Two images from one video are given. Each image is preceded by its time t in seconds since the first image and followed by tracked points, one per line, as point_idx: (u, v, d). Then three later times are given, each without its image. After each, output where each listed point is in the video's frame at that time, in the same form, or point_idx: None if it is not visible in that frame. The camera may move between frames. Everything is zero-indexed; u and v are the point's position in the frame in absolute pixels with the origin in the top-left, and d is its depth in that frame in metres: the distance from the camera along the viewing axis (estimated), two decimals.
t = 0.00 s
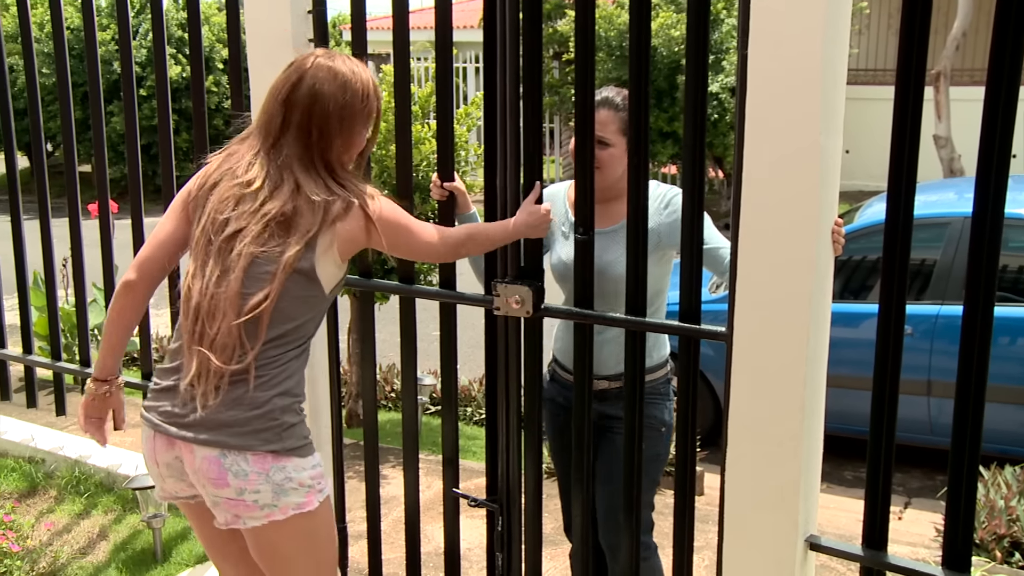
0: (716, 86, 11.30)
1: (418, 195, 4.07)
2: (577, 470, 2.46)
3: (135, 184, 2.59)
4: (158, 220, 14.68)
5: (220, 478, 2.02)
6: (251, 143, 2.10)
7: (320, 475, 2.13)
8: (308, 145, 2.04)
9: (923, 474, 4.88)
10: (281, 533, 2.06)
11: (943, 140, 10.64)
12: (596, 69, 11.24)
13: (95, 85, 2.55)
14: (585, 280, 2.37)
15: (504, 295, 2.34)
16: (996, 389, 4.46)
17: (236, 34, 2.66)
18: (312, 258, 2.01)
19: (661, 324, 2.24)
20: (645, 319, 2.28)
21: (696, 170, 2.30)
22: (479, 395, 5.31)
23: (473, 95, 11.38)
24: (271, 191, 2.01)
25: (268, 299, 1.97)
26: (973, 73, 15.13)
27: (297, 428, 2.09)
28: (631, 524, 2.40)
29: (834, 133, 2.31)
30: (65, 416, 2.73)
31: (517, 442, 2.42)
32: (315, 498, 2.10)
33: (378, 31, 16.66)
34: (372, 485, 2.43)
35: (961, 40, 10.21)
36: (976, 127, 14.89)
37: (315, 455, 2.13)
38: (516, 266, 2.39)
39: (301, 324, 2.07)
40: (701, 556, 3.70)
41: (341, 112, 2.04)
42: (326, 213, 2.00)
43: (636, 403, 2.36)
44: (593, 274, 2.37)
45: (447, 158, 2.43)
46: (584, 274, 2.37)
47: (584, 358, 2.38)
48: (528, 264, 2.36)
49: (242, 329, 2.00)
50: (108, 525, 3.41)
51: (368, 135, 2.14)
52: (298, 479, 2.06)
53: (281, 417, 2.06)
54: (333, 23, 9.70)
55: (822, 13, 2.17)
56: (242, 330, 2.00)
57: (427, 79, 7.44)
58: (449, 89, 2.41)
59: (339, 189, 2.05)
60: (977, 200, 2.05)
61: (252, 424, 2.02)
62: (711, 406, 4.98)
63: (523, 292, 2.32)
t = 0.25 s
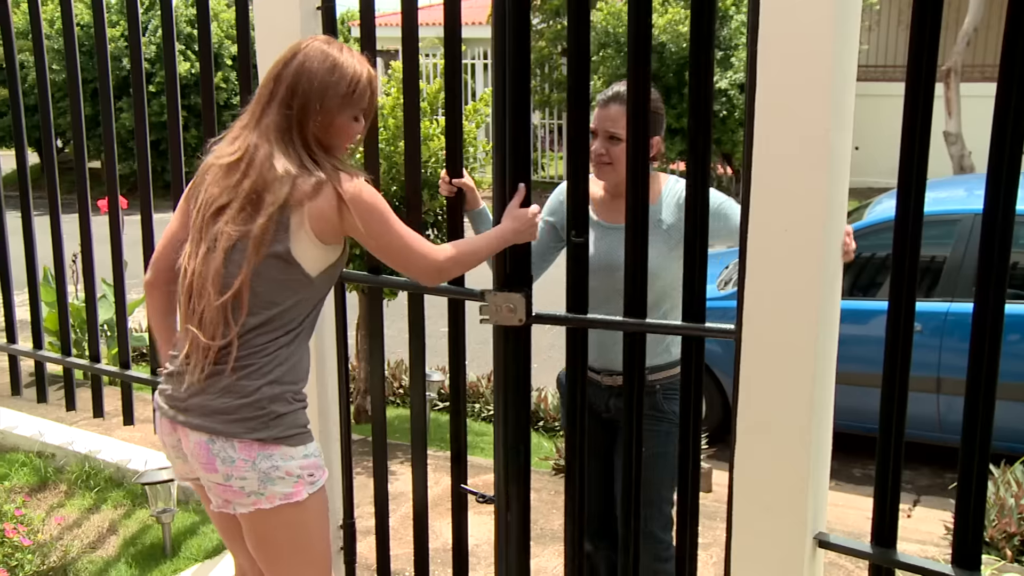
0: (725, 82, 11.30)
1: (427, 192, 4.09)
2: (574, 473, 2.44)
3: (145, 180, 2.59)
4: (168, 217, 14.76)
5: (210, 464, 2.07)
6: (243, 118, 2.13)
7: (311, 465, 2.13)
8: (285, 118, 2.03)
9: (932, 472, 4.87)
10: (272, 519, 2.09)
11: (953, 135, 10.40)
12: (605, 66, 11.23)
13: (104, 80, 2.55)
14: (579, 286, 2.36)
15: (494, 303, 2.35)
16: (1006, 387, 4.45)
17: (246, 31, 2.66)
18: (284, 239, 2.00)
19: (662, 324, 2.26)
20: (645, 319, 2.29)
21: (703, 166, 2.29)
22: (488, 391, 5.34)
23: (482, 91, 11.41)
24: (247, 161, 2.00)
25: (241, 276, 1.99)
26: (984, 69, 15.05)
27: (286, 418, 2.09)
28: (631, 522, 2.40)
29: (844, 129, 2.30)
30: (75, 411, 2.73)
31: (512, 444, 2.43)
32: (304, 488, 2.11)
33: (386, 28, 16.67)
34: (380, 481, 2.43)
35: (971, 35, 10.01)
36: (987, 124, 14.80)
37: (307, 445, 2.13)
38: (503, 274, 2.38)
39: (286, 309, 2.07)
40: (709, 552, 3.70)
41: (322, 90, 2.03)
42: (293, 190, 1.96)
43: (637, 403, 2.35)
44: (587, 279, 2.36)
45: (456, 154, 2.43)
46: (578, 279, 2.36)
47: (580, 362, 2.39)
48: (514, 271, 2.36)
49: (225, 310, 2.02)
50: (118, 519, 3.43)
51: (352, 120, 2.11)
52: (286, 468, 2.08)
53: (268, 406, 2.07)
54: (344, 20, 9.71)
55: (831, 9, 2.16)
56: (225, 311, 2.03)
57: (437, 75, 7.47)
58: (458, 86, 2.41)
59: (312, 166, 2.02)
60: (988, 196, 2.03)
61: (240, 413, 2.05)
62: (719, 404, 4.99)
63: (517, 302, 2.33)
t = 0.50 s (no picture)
0: (734, 80, 11.30)
1: (435, 190, 4.09)
2: (572, 492, 2.34)
3: (154, 178, 2.60)
4: (176, 215, 14.83)
5: (229, 447, 2.18)
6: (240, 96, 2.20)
7: (326, 451, 2.19)
8: (259, 97, 2.06)
9: (942, 472, 4.85)
10: (288, 503, 2.17)
11: (962, 133, 10.27)
12: (613, 64, 11.23)
13: (115, 78, 2.56)
14: (577, 295, 2.26)
15: (498, 325, 2.18)
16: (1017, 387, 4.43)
17: (255, 29, 2.67)
18: (260, 224, 2.07)
19: (664, 330, 2.26)
20: (646, 328, 2.29)
21: (710, 165, 2.28)
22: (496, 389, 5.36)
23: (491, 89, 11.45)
24: (227, 142, 2.08)
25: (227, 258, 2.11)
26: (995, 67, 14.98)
27: (301, 403, 2.16)
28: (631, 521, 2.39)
29: (854, 127, 2.29)
30: (85, 407, 2.74)
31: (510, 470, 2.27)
32: (318, 474, 2.17)
33: (395, 26, 16.70)
34: (389, 478, 2.43)
35: (982, 32, 9.92)
36: (998, 123, 14.72)
37: (323, 431, 2.19)
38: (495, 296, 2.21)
39: (285, 293, 2.13)
40: (718, 551, 3.70)
41: (297, 72, 2.04)
42: (258, 175, 2.02)
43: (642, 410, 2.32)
44: (588, 291, 2.26)
45: (464, 152, 2.43)
46: (577, 291, 2.27)
47: (579, 377, 2.32)
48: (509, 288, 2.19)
49: (225, 292, 2.14)
50: (128, 515, 3.45)
51: (332, 103, 2.10)
52: (299, 453, 2.15)
53: (282, 391, 2.14)
54: (354, 16, 9.73)
55: (842, 7, 2.15)
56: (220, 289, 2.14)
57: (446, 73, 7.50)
58: (467, 84, 2.41)
59: (282, 146, 2.04)
60: (999, 195, 2.02)
61: (255, 399, 2.14)
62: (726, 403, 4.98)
63: (521, 319, 2.18)
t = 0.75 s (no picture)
0: (739, 79, 11.30)
1: (440, 189, 4.10)
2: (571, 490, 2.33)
3: (160, 176, 2.60)
4: (180, 214, 14.85)
5: (237, 440, 2.21)
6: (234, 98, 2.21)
7: (332, 449, 2.19)
8: (249, 95, 2.07)
9: (947, 472, 4.84)
10: (293, 499, 2.18)
11: (968, 132, 10.25)
12: (618, 63, 11.23)
13: (121, 76, 2.57)
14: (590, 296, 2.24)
15: (521, 346, 2.06)
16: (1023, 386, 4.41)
17: (261, 28, 2.67)
18: (253, 222, 2.07)
19: (675, 336, 2.28)
20: (659, 336, 2.30)
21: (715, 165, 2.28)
22: (501, 388, 5.36)
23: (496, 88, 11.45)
24: (221, 143, 2.11)
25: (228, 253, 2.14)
26: (1001, 67, 14.96)
27: (308, 400, 2.16)
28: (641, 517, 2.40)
29: (861, 126, 2.29)
30: (90, 406, 2.74)
31: (529, 494, 2.18)
32: (323, 471, 2.17)
33: (400, 24, 16.71)
34: (394, 477, 2.43)
35: (988, 32, 9.89)
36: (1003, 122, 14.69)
37: (329, 427, 2.19)
38: (514, 315, 2.11)
39: (287, 289, 2.13)
40: (723, 550, 3.70)
41: (282, 65, 2.04)
42: (247, 173, 2.04)
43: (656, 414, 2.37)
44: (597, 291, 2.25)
45: (470, 151, 2.43)
46: (594, 301, 2.25)
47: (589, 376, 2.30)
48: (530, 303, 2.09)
49: (231, 286, 2.18)
50: (133, 514, 3.45)
51: (323, 92, 2.08)
52: (304, 449, 2.16)
53: (287, 387, 2.14)
54: (360, 15, 9.72)
55: (848, 6, 2.15)
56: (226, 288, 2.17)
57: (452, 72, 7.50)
58: (473, 83, 2.41)
59: (274, 140, 2.04)
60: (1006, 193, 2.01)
61: (262, 394, 2.15)
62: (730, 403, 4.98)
63: (547, 337, 2.08)
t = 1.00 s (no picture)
0: (740, 79, 11.30)
1: (442, 188, 4.11)
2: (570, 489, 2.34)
3: (162, 176, 2.61)
4: (181, 213, 14.85)
5: (246, 442, 2.21)
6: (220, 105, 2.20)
7: (339, 449, 2.19)
8: (237, 96, 2.07)
9: (948, 472, 4.84)
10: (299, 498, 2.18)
11: (970, 132, 10.25)
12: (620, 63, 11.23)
13: (122, 76, 2.57)
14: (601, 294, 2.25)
15: (546, 359, 2.17)
16: None
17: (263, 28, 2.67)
18: (250, 226, 2.07)
19: (684, 341, 2.34)
20: (669, 340, 2.35)
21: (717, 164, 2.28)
22: (502, 388, 5.37)
23: (497, 88, 11.46)
24: (214, 149, 2.10)
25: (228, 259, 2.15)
26: (1003, 67, 14.95)
27: (314, 402, 2.16)
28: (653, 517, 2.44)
29: (863, 125, 2.29)
30: (92, 405, 2.74)
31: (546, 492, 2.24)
32: (331, 471, 2.17)
33: (402, 24, 16.71)
34: (395, 476, 2.43)
35: (990, 32, 9.88)
36: (1004, 123, 14.68)
37: (335, 429, 2.19)
38: (540, 326, 2.19)
39: (289, 292, 2.13)
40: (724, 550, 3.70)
41: (267, 61, 2.04)
42: (244, 176, 2.04)
43: (666, 415, 2.43)
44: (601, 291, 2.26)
45: (472, 150, 2.43)
46: (609, 306, 2.29)
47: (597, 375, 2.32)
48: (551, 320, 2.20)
49: (233, 291, 2.18)
50: (135, 514, 3.45)
51: (312, 80, 2.09)
52: (312, 451, 2.16)
53: (294, 390, 2.15)
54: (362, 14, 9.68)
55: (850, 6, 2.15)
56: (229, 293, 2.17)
57: (454, 72, 7.51)
58: (474, 83, 2.41)
59: (274, 136, 2.05)
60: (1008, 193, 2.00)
61: (269, 397, 2.16)
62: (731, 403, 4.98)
63: (571, 349, 2.20)
